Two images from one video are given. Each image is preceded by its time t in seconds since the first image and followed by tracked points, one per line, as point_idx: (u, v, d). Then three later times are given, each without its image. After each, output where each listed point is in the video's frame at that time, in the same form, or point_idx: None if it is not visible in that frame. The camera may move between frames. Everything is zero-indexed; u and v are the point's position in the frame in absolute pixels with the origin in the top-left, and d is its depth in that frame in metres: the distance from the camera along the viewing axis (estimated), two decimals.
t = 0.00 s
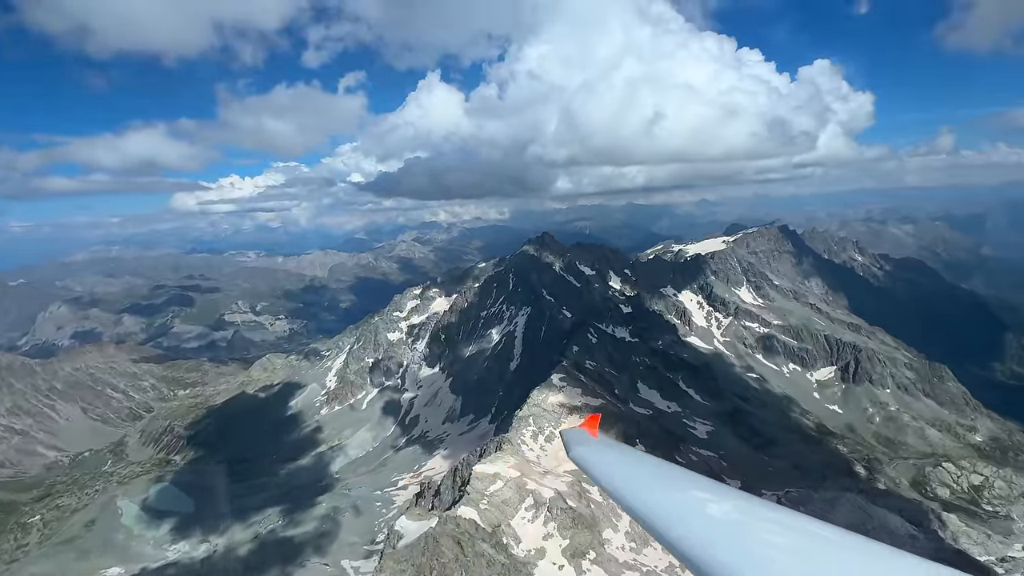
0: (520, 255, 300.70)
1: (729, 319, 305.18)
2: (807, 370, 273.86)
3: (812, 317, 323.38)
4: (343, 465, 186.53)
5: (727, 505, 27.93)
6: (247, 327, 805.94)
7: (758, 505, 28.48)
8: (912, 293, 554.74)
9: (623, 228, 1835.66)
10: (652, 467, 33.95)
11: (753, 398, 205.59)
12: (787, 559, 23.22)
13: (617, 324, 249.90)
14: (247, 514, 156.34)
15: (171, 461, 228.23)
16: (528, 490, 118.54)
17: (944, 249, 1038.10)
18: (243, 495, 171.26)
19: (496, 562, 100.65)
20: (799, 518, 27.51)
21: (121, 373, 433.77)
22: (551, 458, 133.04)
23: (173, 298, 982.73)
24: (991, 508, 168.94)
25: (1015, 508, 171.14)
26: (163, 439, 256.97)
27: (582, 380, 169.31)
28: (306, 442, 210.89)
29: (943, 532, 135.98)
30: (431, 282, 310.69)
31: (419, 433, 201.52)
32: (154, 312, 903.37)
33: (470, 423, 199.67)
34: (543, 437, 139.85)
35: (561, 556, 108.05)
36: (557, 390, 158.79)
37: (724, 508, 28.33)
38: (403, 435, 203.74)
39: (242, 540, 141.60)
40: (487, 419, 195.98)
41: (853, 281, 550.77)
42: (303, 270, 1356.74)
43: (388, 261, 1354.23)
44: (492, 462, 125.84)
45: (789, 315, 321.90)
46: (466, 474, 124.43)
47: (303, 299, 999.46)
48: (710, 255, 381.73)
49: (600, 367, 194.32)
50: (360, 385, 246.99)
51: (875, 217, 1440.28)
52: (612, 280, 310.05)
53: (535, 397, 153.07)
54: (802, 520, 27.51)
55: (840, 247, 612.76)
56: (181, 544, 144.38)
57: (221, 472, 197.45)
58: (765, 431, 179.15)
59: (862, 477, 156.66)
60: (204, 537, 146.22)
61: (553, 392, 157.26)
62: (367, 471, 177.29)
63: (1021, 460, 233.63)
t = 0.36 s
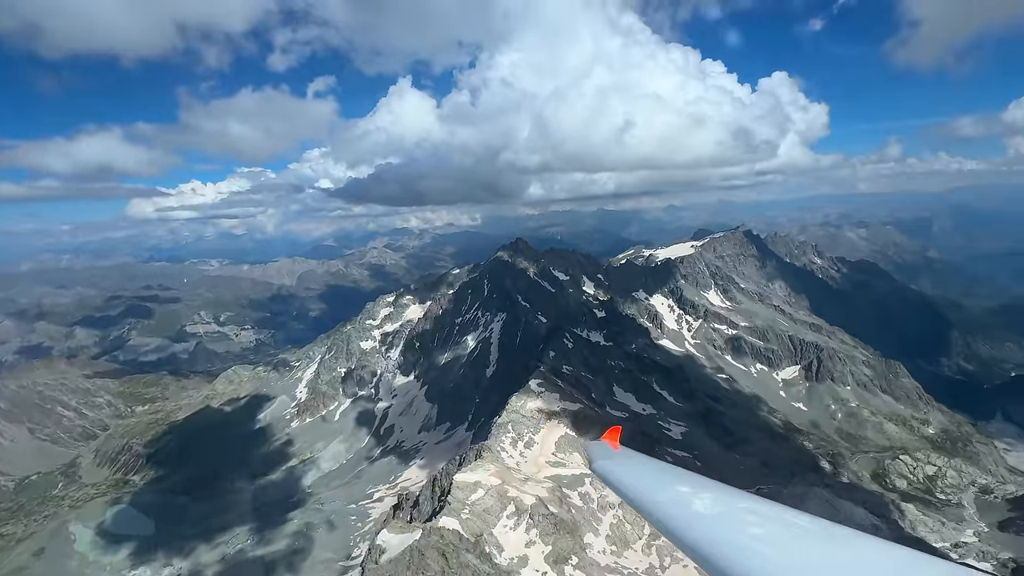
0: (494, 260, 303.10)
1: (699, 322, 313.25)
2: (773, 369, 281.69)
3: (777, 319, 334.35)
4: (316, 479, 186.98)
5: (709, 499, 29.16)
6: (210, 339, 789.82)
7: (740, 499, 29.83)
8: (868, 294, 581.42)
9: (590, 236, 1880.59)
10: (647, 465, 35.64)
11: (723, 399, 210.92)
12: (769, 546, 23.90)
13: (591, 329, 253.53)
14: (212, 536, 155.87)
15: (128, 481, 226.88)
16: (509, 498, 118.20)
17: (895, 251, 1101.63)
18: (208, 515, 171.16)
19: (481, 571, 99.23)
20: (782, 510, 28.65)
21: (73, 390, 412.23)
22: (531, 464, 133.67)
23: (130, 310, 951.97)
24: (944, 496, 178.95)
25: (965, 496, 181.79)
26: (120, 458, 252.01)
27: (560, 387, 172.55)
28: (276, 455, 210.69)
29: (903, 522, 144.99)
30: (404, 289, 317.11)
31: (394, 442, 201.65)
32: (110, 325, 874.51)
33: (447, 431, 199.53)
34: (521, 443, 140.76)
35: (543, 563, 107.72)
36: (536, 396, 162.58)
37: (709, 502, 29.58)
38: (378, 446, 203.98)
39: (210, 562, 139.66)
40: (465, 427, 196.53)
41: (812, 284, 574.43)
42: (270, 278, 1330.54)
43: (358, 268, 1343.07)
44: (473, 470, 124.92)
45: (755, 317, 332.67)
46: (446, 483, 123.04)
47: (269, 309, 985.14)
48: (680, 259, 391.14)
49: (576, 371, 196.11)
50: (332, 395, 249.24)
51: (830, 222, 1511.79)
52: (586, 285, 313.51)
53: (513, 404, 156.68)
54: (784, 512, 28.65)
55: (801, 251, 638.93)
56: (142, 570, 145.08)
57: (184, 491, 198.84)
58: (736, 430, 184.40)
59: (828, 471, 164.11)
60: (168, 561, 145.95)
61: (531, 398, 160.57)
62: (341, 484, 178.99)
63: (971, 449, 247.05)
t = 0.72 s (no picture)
0: (471, 264, 306.03)
1: (672, 321, 320.79)
2: (743, 367, 290.25)
3: (747, 318, 344.97)
4: (290, 492, 190.24)
5: (695, 506, 30.79)
6: (175, 348, 766.99)
7: (719, 502, 31.85)
8: (830, 292, 606.91)
9: (561, 241, 1905.50)
10: (634, 465, 37.48)
11: (697, 396, 215.93)
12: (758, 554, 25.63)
13: (568, 330, 255.71)
14: (182, 553, 155.07)
15: (86, 502, 223.87)
16: (492, 503, 117.73)
17: (855, 251, 1159.86)
18: (176, 532, 170.85)
19: None
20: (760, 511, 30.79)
21: (26, 407, 384.60)
22: (513, 468, 134.36)
23: (86, 320, 917.97)
24: (905, 484, 188.31)
25: (924, 482, 191.53)
26: (79, 476, 246.49)
27: (540, 389, 175.01)
28: (248, 468, 213.77)
29: (869, 510, 153.25)
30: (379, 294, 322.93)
31: (372, 451, 205.65)
32: (64, 336, 840.24)
33: (426, 438, 203.92)
34: (503, 448, 141.68)
35: (529, 566, 106.80)
36: (516, 398, 165.51)
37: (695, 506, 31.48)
38: (355, 455, 207.87)
39: None
40: (442, 433, 201.03)
41: (777, 284, 596.40)
42: (238, 284, 1299.41)
43: (330, 272, 1320.73)
44: (456, 476, 124.28)
45: (726, 316, 342.79)
46: (429, 490, 122.03)
47: (237, 316, 962.77)
48: (653, 260, 399.01)
49: (555, 372, 197.79)
50: (306, 405, 251.28)
51: (793, 223, 1570.61)
52: (562, 287, 316.32)
53: (493, 407, 158.97)
54: (759, 511, 30.95)
55: (767, 251, 661.70)
56: None
57: (152, 507, 198.60)
58: (709, 427, 188.76)
59: (797, 464, 171.25)
60: None
61: (511, 402, 163.11)
62: (316, 496, 183.46)
63: (927, 438, 259.75)
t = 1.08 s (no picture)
0: (450, 265, 306.20)
1: (649, 319, 325.60)
2: (719, 361, 295.79)
3: (721, 314, 352.18)
4: (268, 504, 186.76)
5: (679, 501, 31.24)
6: (140, 358, 739.65)
7: (698, 495, 32.61)
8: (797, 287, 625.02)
9: (534, 242, 1910.83)
10: (641, 466, 37.38)
11: (675, 392, 219.54)
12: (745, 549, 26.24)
13: (549, 330, 256.63)
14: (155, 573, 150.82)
15: (47, 523, 214.62)
16: (479, 506, 116.97)
17: (819, 246, 1192.18)
18: (147, 552, 166.55)
19: None
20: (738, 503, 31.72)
21: None
22: (498, 469, 134.27)
23: (42, 332, 879.47)
24: (873, 469, 196.11)
25: (891, 467, 199.76)
26: (39, 495, 236.05)
27: (523, 389, 175.19)
28: (222, 480, 208.56)
29: (840, 496, 159.98)
30: (356, 299, 321.65)
31: (353, 457, 203.63)
32: (19, 349, 802.62)
33: (408, 442, 203.10)
34: (487, 449, 141.45)
35: (517, 568, 106.28)
36: (499, 399, 165.27)
37: (676, 501, 32.17)
38: (336, 462, 205.69)
39: None
40: (425, 436, 199.60)
41: (748, 281, 610.93)
42: (206, 291, 1259.30)
43: (303, 275, 1292.39)
44: (441, 481, 123.05)
45: (701, 312, 348.97)
46: (415, 495, 120.67)
47: (206, 324, 934.70)
48: (629, 259, 403.57)
49: (537, 373, 198.19)
50: (283, 412, 245.73)
51: (762, 220, 1614.55)
52: (541, 287, 317.01)
53: (476, 409, 158.40)
54: (736, 504, 31.87)
55: (738, 248, 677.04)
56: None
57: (120, 527, 192.43)
58: (689, 422, 192.34)
59: (772, 454, 177.15)
60: None
61: (494, 403, 162.77)
62: (296, 506, 180.30)
63: (893, 424, 269.78)
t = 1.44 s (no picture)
0: (430, 265, 304.79)
1: (630, 314, 329.08)
2: (699, 354, 300.93)
3: (699, 308, 358.21)
4: (249, 514, 183.02)
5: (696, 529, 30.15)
6: (107, 369, 713.76)
7: (710, 515, 31.54)
8: (770, 280, 640.02)
9: (510, 241, 1910.87)
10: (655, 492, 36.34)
11: (656, 385, 222.99)
12: (745, 564, 26.02)
13: (531, 328, 257.12)
14: None
15: (13, 544, 206.45)
16: (470, 506, 116.33)
17: (790, 239, 1224.30)
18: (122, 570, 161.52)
19: None
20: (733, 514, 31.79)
21: None
22: (487, 469, 134.16)
23: None
24: (847, 454, 202.88)
25: (863, 451, 207.16)
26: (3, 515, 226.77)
27: (509, 388, 174.98)
28: (199, 493, 203.58)
29: (817, 480, 166.51)
30: (335, 302, 318.83)
31: (336, 462, 200.89)
32: None
33: (392, 445, 201.07)
34: (475, 449, 141.23)
35: (510, 567, 106.10)
36: (486, 398, 164.77)
37: (672, 513, 32.30)
38: (319, 468, 202.52)
39: None
40: (410, 439, 197.81)
41: (722, 275, 623.08)
42: (173, 296, 1223.09)
43: (276, 279, 1265.05)
44: (430, 483, 121.93)
45: (679, 306, 354.28)
46: (405, 499, 119.43)
47: (176, 332, 907.13)
48: (608, 256, 407.14)
49: (522, 371, 198.62)
50: (261, 420, 240.67)
51: (734, 214, 1648.24)
52: (522, 285, 316.90)
53: (463, 409, 157.65)
54: (728, 513, 32.11)
55: (713, 243, 689.22)
56: None
57: (91, 546, 186.02)
58: (671, 415, 195.28)
59: (752, 443, 182.08)
60: None
61: (481, 402, 162.37)
62: (279, 515, 177.27)
63: (864, 410, 278.84)
